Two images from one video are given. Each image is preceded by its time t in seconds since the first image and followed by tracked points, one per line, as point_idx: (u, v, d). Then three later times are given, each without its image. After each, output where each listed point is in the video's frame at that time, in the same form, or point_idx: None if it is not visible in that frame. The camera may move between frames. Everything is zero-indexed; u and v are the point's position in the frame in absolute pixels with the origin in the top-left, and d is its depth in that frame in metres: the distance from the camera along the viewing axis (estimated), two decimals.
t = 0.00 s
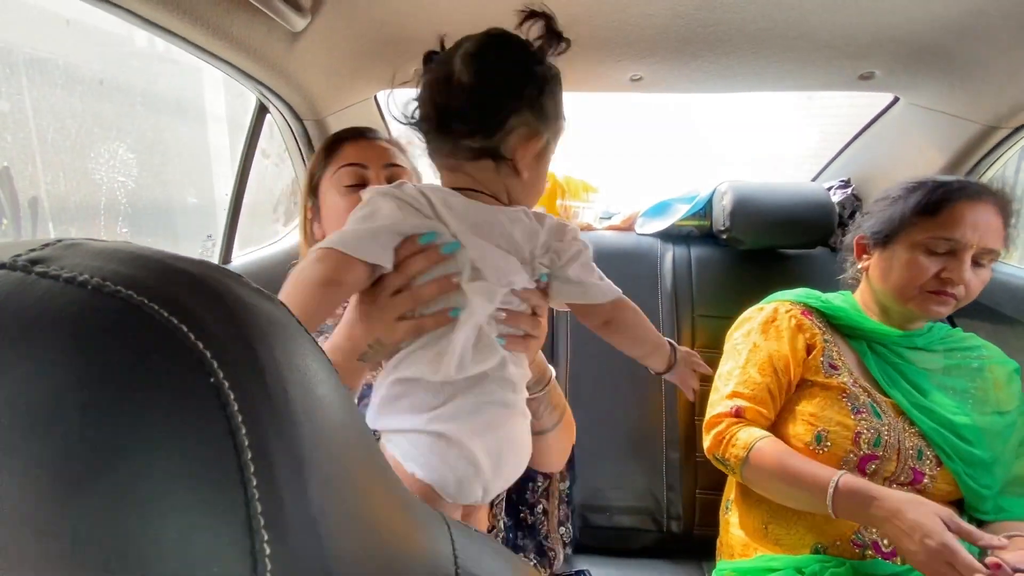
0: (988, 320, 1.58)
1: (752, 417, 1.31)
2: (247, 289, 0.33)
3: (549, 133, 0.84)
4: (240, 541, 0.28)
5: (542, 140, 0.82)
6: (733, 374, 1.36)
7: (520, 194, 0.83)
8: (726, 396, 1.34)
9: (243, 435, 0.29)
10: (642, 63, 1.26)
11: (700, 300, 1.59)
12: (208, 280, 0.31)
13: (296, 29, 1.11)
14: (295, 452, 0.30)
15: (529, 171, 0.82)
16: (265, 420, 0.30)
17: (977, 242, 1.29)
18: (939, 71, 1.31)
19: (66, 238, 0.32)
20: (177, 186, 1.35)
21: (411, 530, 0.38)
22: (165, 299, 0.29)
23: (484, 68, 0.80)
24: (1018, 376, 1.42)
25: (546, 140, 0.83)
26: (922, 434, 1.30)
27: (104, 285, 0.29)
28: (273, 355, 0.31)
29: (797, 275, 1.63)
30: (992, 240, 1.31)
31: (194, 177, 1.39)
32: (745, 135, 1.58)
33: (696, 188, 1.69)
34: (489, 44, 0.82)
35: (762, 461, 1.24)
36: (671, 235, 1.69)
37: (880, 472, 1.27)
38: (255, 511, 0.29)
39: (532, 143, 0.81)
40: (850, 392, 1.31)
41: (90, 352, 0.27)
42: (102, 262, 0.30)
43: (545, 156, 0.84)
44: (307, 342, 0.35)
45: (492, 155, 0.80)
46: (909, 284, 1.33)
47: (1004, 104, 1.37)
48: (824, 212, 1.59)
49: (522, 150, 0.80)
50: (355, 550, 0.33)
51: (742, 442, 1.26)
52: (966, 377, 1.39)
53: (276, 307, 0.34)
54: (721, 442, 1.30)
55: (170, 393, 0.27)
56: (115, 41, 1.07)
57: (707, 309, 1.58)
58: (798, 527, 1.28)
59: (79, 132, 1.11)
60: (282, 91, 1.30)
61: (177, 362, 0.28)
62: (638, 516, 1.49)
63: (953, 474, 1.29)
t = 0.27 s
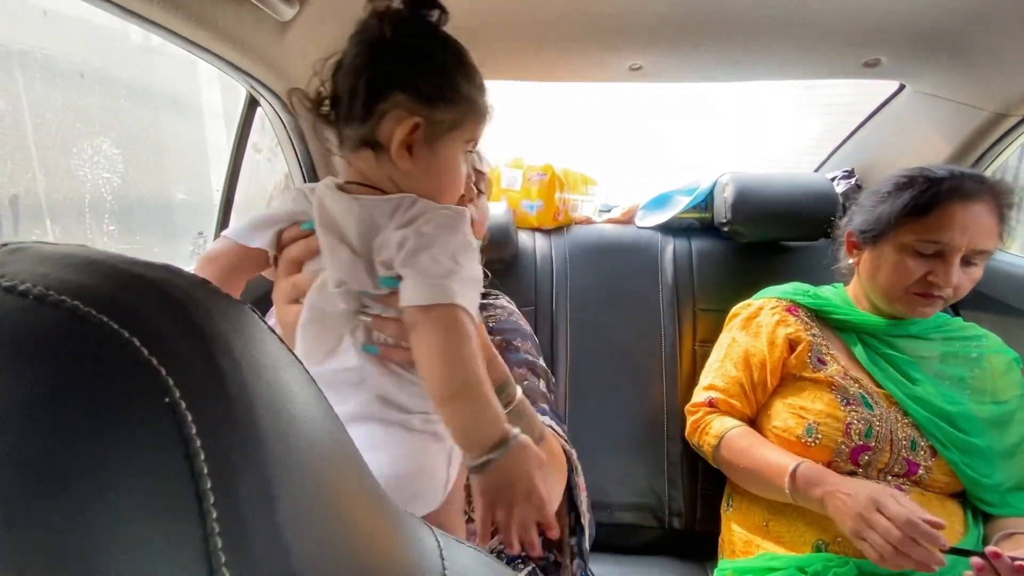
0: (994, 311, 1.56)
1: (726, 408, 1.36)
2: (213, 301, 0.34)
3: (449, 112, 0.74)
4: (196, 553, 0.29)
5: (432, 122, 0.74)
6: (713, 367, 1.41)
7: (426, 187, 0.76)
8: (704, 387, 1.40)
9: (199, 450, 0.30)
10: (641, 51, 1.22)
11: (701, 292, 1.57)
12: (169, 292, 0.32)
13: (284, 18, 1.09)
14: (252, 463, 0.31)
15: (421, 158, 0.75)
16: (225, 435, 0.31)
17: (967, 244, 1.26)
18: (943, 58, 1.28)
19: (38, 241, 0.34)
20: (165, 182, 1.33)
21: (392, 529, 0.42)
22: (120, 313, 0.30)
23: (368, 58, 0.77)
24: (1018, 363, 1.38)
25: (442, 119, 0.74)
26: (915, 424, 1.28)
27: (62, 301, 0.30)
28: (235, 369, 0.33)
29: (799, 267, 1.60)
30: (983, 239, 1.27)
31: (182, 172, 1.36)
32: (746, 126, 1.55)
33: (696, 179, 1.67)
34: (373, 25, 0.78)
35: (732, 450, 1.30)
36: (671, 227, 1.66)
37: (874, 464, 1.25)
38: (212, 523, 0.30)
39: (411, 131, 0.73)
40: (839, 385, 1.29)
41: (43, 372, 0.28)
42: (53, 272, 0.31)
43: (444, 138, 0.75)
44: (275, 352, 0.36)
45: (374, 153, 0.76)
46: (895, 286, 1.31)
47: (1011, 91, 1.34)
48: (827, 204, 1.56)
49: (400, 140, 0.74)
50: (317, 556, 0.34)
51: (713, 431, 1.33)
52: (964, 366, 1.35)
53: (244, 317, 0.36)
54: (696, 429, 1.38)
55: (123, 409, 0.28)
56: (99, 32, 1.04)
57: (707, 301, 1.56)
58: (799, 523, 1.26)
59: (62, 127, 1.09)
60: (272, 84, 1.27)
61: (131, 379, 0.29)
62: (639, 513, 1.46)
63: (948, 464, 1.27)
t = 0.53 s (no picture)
0: (990, 310, 1.57)
1: (719, 409, 1.38)
2: (221, 298, 0.35)
3: (404, 117, 0.78)
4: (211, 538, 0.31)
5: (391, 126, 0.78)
6: (706, 368, 1.42)
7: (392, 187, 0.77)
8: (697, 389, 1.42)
9: (214, 442, 0.31)
10: (639, 55, 1.24)
11: (700, 293, 1.59)
12: (181, 289, 0.34)
13: (286, 27, 1.11)
14: (264, 454, 0.33)
15: (386, 160, 0.77)
16: (238, 427, 0.32)
17: (942, 248, 1.28)
18: (937, 60, 1.30)
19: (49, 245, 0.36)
20: (169, 186, 1.35)
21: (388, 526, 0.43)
22: (137, 311, 0.31)
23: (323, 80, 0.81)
24: (1009, 358, 1.39)
25: (398, 124, 0.78)
26: (905, 420, 1.29)
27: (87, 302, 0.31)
28: (246, 363, 0.34)
29: (797, 268, 1.62)
30: (959, 242, 1.29)
31: (185, 177, 1.38)
32: (744, 128, 1.57)
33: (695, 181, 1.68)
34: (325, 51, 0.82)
35: (730, 451, 1.31)
36: (670, 229, 1.68)
37: (866, 461, 1.26)
38: (226, 511, 0.31)
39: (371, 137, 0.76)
40: (829, 384, 1.31)
41: (65, 370, 0.29)
42: (72, 274, 0.32)
43: (402, 141, 0.78)
44: (282, 346, 0.37)
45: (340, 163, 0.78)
46: (874, 289, 1.34)
47: (1005, 92, 1.36)
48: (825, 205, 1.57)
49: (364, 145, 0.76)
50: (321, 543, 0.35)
51: (709, 432, 1.35)
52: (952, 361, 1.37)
53: (251, 312, 0.37)
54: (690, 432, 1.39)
55: (142, 401, 0.29)
56: (105, 40, 1.07)
57: (706, 303, 1.58)
58: (797, 522, 1.27)
59: (71, 134, 1.11)
60: (275, 89, 1.29)
61: (150, 372, 0.30)
62: (640, 511, 1.48)
63: (941, 458, 1.27)
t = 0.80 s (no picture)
0: (998, 304, 1.54)
1: (727, 404, 1.33)
2: (182, 312, 0.35)
3: (397, 125, 0.78)
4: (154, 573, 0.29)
5: (382, 133, 0.78)
6: (711, 363, 1.38)
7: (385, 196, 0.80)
8: (703, 383, 1.37)
9: (159, 471, 0.30)
10: (638, 42, 1.20)
11: (701, 288, 1.55)
12: (137, 306, 0.34)
13: (272, 10, 1.06)
14: (218, 480, 0.32)
15: (376, 166, 0.78)
16: (187, 453, 0.31)
17: (964, 244, 1.24)
18: (943, 48, 1.26)
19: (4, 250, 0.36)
20: (152, 178, 1.30)
21: (372, 542, 0.41)
22: (80, 327, 0.31)
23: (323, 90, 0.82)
24: (1019, 355, 1.37)
25: (390, 132, 0.78)
26: (914, 418, 1.26)
27: (18, 312, 0.30)
28: (204, 385, 0.33)
29: (800, 261, 1.58)
30: (981, 239, 1.25)
31: (170, 168, 1.33)
32: (745, 118, 1.53)
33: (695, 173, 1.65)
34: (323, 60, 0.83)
35: (735, 448, 1.28)
36: (670, 223, 1.65)
37: (873, 460, 1.24)
38: (170, 543, 0.30)
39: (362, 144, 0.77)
40: (838, 380, 1.28)
41: None
42: (9, 290, 0.32)
43: (393, 148, 0.79)
44: (249, 363, 0.37)
45: (333, 169, 0.80)
46: (890, 285, 1.30)
47: (1014, 81, 1.32)
48: (828, 196, 1.54)
49: (355, 151, 0.77)
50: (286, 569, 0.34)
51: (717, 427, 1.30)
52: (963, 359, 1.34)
53: (218, 328, 0.37)
54: (697, 426, 1.35)
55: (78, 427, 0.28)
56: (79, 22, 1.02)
57: (708, 297, 1.54)
58: (801, 521, 1.25)
59: (46, 123, 1.08)
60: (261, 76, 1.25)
61: (91, 398, 0.29)
62: (640, 510, 1.45)
63: (950, 457, 1.25)
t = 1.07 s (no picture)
0: (992, 306, 1.56)
1: (729, 403, 1.35)
2: (199, 307, 0.37)
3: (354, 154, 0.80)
4: (184, 546, 0.32)
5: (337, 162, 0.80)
6: (713, 362, 1.40)
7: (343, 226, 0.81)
8: (705, 382, 1.38)
9: (186, 453, 0.33)
10: (636, 47, 1.22)
11: (700, 289, 1.57)
12: (160, 301, 0.36)
13: (276, 17, 1.08)
14: (240, 464, 0.34)
15: (331, 197, 0.80)
16: (212, 439, 0.33)
17: (970, 248, 1.25)
18: (937, 52, 1.28)
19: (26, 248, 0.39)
20: (157, 181, 1.32)
21: (380, 532, 0.44)
22: (109, 319, 0.33)
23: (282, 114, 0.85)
24: (1016, 357, 1.39)
25: (345, 161, 0.80)
26: (915, 418, 1.28)
27: (50, 305, 0.33)
28: (224, 375, 0.36)
29: (797, 262, 1.60)
30: (986, 244, 1.27)
31: (175, 171, 1.36)
32: (742, 121, 1.55)
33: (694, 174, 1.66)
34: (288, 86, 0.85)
35: (736, 446, 1.29)
36: (667, 224, 1.67)
37: (875, 459, 1.25)
38: (198, 519, 0.32)
39: (315, 175, 0.80)
40: (839, 379, 1.30)
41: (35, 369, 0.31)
42: (43, 281, 0.34)
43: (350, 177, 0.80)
44: (265, 356, 0.39)
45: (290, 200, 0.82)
46: (894, 286, 1.32)
47: (1008, 84, 1.34)
48: (824, 199, 1.56)
49: (308, 182, 0.80)
50: (306, 550, 0.37)
51: (719, 425, 1.31)
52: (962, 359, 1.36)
53: (235, 322, 0.39)
54: (698, 425, 1.35)
55: (114, 411, 0.31)
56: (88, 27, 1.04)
57: (706, 299, 1.56)
58: (800, 518, 1.26)
59: (55, 127, 1.09)
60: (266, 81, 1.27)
61: (123, 385, 0.32)
62: (639, 509, 1.46)
63: (949, 456, 1.27)
